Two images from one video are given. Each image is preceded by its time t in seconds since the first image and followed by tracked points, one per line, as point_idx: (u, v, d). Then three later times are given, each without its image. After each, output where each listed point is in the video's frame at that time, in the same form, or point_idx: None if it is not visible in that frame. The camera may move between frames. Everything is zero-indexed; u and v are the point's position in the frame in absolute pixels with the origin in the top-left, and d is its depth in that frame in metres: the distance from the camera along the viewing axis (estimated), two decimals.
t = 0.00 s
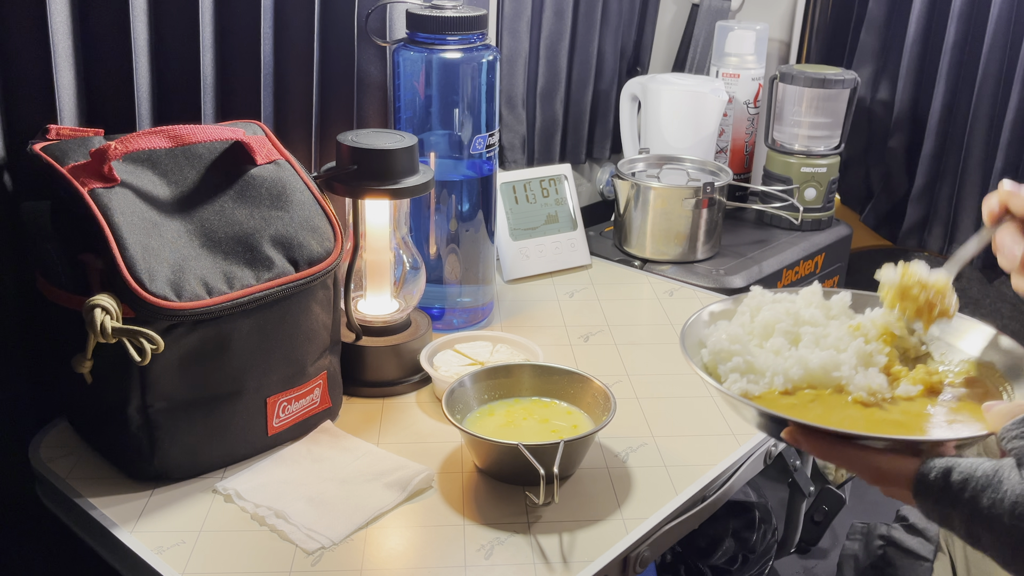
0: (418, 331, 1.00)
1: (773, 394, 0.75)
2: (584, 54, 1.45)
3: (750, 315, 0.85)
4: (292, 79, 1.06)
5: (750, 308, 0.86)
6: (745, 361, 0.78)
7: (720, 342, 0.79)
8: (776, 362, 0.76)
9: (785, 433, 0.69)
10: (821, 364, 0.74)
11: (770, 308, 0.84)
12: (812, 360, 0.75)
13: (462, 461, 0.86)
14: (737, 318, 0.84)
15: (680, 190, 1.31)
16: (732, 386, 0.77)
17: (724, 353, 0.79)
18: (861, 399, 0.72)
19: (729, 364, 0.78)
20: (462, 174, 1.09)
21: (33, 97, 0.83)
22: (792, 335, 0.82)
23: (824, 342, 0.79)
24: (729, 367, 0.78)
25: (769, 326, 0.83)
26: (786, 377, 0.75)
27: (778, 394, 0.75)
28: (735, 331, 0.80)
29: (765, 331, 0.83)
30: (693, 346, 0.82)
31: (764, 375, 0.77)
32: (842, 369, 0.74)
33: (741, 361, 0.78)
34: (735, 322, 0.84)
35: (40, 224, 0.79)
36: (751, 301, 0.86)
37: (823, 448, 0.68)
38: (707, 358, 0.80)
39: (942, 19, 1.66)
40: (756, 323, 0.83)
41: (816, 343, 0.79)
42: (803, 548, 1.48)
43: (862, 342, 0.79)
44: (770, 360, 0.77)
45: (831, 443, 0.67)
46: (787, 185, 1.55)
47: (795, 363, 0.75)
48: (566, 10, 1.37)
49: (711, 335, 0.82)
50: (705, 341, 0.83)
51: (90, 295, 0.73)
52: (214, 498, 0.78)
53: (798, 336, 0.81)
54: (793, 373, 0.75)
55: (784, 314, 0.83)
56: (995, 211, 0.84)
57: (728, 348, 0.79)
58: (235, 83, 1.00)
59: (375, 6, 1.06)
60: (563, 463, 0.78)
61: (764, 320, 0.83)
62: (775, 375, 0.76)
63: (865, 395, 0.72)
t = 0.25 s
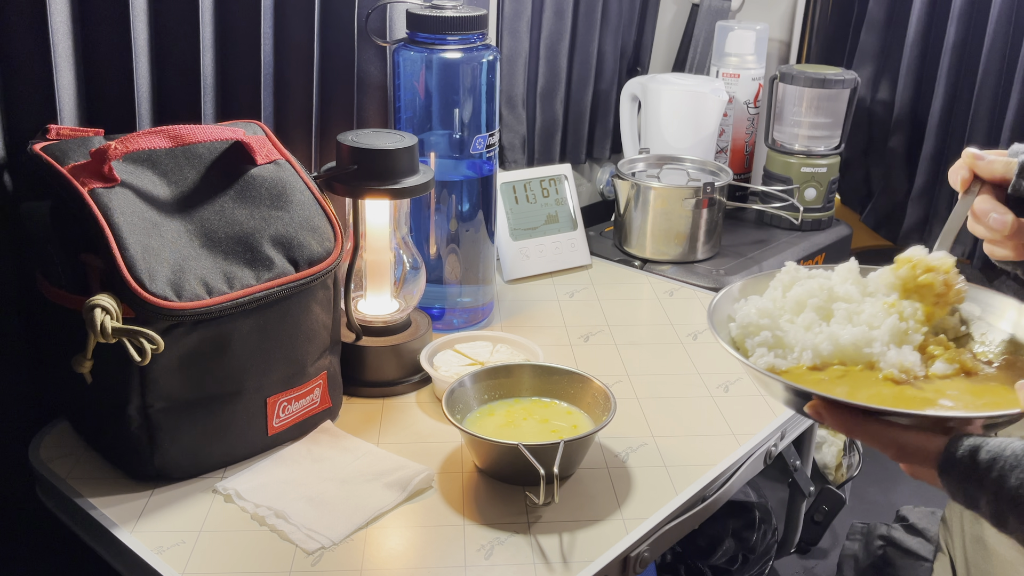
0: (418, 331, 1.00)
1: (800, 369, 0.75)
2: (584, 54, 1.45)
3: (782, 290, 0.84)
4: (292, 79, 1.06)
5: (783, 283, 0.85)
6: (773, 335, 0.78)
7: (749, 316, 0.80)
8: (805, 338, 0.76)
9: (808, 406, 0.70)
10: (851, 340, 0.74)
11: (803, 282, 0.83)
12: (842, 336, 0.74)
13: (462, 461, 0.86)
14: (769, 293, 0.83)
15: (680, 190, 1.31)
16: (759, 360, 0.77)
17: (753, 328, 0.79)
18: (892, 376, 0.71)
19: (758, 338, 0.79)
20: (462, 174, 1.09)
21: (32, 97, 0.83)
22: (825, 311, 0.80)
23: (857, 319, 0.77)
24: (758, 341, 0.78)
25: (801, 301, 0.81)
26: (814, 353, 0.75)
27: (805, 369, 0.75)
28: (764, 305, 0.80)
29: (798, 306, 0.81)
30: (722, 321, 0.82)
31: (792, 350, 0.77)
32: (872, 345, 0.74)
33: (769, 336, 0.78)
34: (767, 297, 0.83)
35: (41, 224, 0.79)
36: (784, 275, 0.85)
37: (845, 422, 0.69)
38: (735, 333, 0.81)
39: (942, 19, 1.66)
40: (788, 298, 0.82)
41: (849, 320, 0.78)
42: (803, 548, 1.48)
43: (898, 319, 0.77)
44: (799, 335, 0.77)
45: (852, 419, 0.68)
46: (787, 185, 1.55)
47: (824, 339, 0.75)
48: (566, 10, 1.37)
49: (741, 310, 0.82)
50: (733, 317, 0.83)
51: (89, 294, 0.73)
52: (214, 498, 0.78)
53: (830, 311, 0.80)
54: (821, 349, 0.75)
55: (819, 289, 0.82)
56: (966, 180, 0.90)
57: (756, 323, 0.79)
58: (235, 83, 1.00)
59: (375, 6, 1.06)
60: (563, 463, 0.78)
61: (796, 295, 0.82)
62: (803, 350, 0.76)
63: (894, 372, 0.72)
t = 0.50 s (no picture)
0: (418, 331, 1.00)
1: (827, 360, 0.71)
2: (585, 54, 1.45)
3: (809, 283, 0.80)
4: (292, 79, 1.06)
5: (809, 277, 0.81)
6: (800, 327, 0.74)
7: (774, 307, 0.76)
8: (833, 328, 0.72)
9: (835, 396, 0.68)
10: (880, 329, 0.70)
11: (830, 275, 0.80)
12: (871, 325, 0.70)
13: (462, 461, 0.86)
14: (795, 286, 0.80)
15: (681, 190, 1.31)
16: (785, 351, 0.73)
17: (778, 319, 0.76)
18: (923, 365, 0.68)
19: (783, 330, 0.75)
20: (462, 174, 1.09)
21: (32, 97, 0.83)
22: (852, 303, 0.77)
23: (887, 309, 0.74)
24: (784, 333, 0.75)
25: (828, 293, 0.78)
26: (842, 343, 0.71)
27: (832, 360, 0.71)
28: (790, 296, 0.77)
29: (824, 298, 0.78)
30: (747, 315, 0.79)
31: (819, 342, 0.73)
32: (903, 333, 0.70)
33: (796, 327, 0.74)
34: (793, 290, 0.80)
35: (41, 224, 0.79)
36: (811, 268, 0.82)
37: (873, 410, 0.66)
38: (760, 325, 0.77)
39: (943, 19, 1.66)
40: (815, 290, 0.78)
41: (877, 310, 0.74)
42: (803, 548, 1.48)
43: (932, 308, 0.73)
44: (827, 326, 0.73)
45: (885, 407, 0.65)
46: (786, 185, 1.55)
47: (852, 328, 0.71)
48: (566, 10, 1.37)
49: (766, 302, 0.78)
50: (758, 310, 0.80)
51: (89, 294, 0.73)
52: (214, 498, 0.78)
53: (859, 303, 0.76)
54: (849, 340, 0.71)
55: (845, 281, 0.79)
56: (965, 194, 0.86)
57: (782, 314, 0.76)
58: (235, 83, 1.00)
59: (375, 6, 1.06)
60: (563, 463, 0.78)
61: (823, 287, 0.78)
62: (830, 342, 0.72)
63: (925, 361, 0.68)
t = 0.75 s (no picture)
0: (417, 330, 1.00)
1: (875, 332, 0.59)
2: (584, 54, 1.45)
3: (863, 248, 0.66)
4: (292, 79, 1.06)
5: (863, 240, 0.67)
6: (849, 297, 0.62)
7: (822, 274, 0.64)
8: (883, 297, 0.60)
9: (881, 366, 0.59)
10: (934, 299, 0.57)
11: (888, 241, 0.65)
12: (923, 294, 0.57)
13: (462, 461, 0.86)
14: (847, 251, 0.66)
15: (680, 190, 1.31)
16: (831, 323, 0.62)
17: (826, 288, 0.64)
18: (977, 339, 0.56)
19: (831, 299, 0.63)
20: (462, 173, 1.09)
21: (32, 97, 0.83)
22: (909, 272, 0.62)
23: (944, 281, 0.59)
24: (831, 302, 0.63)
25: (883, 261, 0.63)
26: (891, 314, 0.59)
27: (881, 333, 0.59)
28: (839, 265, 0.64)
29: (879, 267, 0.63)
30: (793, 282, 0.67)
31: (869, 313, 0.61)
32: (960, 305, 0.57)
33: (844, 297, 0.62)
34: (844, 257, 0.66)
35: (41, 225, 0.79)
36: (865, 235, 0.67)
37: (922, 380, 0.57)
38: (807, 294, 0.65)
39: (943, 19, 1.66)
40: (866, 257, 0.64)
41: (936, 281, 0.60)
42: (803, 548, 1.48)
43: (998, 278, 0.58)
44: (877, 294, 0.60)
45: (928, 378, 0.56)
46: (786, 185, 1.55)
47: (903, 297, 0.58)
48: (566, 10, 1.37)
49: (814, 269, 0.66)
50: (806, 279, 0.68)
51: (89, 295, 0.73)
52: (214, 498, 0.78)
53: (916, 272, 0.62)
54: (900, 310, 0.59)
55: (901, 249, 0.64)
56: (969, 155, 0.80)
57: (832, 282, 0.64)
58: (234, 83, 1.00)
59: (375, 6, 1.06)
60: (563, 463, 0.78)
61: (878, 254, 0.64)
62: (881, 311, 0.60)
63: (983, 334, 0.56)
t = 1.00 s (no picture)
0: (417, 331, 1.00)
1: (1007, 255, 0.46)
2: (585, 54, 1.45)
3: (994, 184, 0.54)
4: (292, 79, 1.06)
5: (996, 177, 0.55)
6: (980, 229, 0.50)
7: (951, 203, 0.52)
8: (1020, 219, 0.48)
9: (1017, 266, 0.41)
10: None
11: None
12: None
13: (462, 461, 0.86)
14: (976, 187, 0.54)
15: (681, 190, 1.31)
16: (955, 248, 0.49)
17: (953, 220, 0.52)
18: None
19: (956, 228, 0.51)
20: (462, 173, 1.09)
21: (32, 97, 0.83)
22: None
23: None
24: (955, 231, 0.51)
25: None
26: None
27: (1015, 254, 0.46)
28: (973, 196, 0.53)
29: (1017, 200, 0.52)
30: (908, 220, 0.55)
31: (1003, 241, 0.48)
32: None
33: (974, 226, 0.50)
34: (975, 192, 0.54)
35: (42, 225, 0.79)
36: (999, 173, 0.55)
37: None
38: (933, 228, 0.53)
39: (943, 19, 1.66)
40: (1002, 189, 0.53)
41: None
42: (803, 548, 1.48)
43: None
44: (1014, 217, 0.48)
45: None
46: (787, 185, 1.55)
47: None
48: (566, 9, 1.37)
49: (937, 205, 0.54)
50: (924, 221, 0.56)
51: (89, 294, 0.73)
52: (214, 498, 0.78)
53: None
54: None
55: None
56: None
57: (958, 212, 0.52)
58: (234, 83, 1.00)
59: (375, 6, 1.06)
60: (563, 463, 0.78)
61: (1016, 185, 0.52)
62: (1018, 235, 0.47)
63: None
